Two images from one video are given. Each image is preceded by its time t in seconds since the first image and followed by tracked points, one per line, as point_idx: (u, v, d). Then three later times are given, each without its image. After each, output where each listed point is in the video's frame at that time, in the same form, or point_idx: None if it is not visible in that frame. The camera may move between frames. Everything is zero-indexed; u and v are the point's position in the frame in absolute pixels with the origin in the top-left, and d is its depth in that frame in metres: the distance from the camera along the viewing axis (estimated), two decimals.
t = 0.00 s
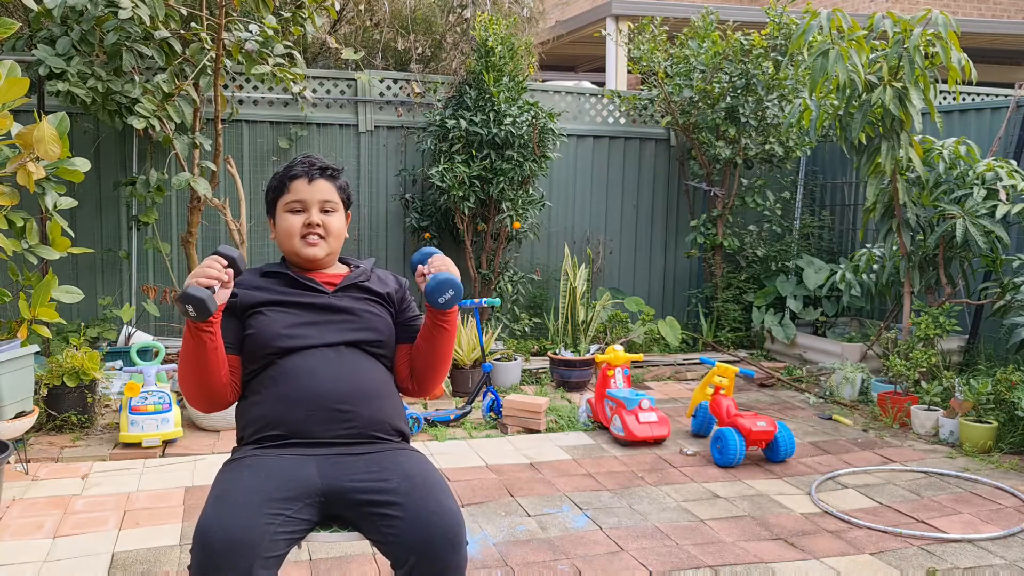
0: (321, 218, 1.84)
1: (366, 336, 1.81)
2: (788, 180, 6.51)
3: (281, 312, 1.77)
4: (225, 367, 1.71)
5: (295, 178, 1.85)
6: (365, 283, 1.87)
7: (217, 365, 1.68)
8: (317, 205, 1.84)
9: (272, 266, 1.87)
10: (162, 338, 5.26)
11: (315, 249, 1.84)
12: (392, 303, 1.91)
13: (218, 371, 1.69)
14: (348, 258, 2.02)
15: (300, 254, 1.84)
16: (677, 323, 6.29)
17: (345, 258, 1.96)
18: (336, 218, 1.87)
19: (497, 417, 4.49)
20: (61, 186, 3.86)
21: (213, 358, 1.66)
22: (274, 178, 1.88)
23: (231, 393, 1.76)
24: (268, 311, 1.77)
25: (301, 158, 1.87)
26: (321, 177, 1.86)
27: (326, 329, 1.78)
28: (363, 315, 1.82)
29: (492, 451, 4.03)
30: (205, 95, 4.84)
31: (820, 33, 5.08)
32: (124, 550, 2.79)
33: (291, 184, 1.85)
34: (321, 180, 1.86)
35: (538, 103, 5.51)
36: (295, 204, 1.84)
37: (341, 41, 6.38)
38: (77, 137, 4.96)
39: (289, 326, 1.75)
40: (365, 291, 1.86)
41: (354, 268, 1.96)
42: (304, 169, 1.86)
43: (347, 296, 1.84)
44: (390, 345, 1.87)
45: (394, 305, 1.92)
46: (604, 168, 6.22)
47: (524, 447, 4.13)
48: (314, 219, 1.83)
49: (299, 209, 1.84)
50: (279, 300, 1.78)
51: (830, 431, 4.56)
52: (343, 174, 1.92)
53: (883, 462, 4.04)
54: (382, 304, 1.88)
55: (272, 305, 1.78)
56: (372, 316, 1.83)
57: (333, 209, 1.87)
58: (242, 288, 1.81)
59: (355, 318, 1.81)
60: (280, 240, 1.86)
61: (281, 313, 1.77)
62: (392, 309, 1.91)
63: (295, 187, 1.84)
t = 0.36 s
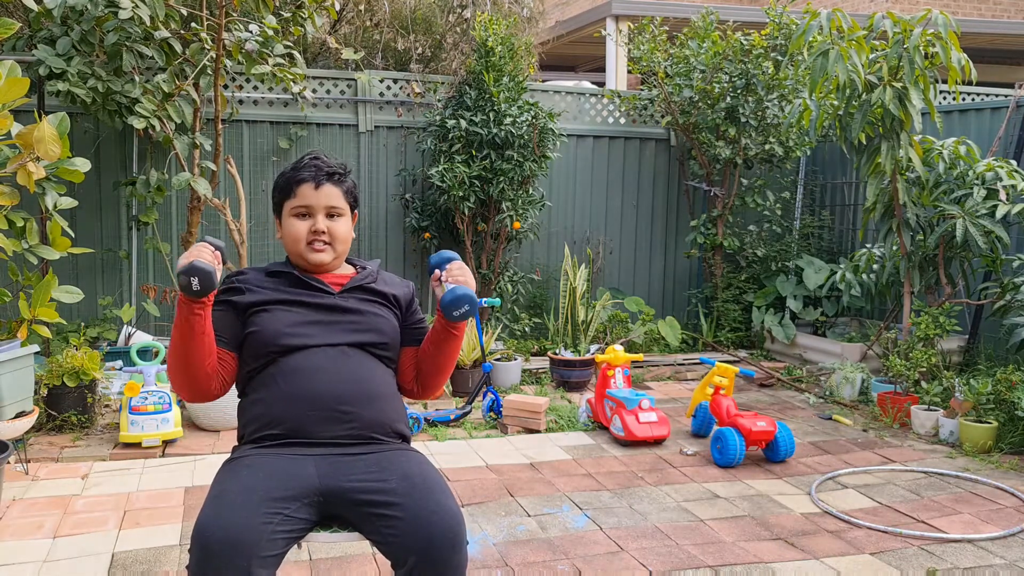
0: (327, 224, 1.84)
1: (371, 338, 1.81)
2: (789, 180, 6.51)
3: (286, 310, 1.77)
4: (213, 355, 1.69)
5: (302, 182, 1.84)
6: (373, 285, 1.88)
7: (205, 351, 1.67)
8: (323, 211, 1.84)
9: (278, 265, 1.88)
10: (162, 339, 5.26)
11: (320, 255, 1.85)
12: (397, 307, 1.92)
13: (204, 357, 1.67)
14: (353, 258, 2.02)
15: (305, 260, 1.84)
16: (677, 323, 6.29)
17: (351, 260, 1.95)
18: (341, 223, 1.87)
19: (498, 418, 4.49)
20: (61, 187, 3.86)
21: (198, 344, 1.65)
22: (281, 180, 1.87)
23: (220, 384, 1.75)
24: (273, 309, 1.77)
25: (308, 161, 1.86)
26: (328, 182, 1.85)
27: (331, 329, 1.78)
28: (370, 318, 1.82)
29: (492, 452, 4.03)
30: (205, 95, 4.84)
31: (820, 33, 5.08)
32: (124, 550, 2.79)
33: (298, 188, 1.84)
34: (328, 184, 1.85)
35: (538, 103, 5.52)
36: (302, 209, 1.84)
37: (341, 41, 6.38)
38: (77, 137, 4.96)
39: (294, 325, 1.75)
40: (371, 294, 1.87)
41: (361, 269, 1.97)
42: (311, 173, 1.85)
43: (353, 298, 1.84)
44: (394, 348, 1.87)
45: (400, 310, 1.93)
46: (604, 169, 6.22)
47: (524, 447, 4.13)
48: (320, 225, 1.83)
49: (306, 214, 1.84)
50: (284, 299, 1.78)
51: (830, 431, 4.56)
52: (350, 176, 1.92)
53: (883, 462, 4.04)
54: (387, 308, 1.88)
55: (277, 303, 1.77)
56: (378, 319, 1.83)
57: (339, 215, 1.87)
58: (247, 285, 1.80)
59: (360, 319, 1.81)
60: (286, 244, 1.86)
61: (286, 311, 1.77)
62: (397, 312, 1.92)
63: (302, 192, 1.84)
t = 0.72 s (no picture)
0: (318, 220, 1.85)
1: (365, 322, 1.80)
2: (788, 180, 6.51)
3: (278, 299, 1.77)
4: (173, 288, 1.65)
5: (291, 178, 1.85)
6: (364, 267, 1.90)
7: (167, 278, 1.63)
8: (314, 206, 1.84)
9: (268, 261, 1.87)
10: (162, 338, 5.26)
11: (312, 251, 1.84)
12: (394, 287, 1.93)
13: (162, 283, 1.63)
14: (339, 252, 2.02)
15: (295, 257, 1.83)
16: (677, 323, 6.29)
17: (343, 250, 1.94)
18: (331, 220, 1.87)
19: (498, 418, 4.49)
20: (61, 187, 3.86)
21: (162, 263, 1.62)
22: (270, 178, 1.87)
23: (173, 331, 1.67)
24: (265, 296, 1.77)
25: (298, 159, 1.87)
26: (318, 178, 1.86)
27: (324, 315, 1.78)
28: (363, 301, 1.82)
29: (492, 452, 4.03)
30: (205, 95, 4.84)
31: (820, 33, 5.08)
32: (124, 550, 2.79)
33: (288, 184, 1.84)
34: (318, 180, 1.86)
35: (538, 103, 5.52)
36: (292, 205, 1.84)
37: (341, 41, 6.37)
38: (77, 138, 4.96)
39: (286, 312, 1.75)
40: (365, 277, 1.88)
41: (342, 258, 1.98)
42: (300, 170, 1.86)
43: (346, 280, 1.85)
44: (393, 335, 1.86)
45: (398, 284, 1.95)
46: (604, 169, 6.22)
47: (524, 447, 4.13)
48: (311, 221, 1.83)
49: (296, 210, 1.84)
50: (277, 286, 1.78)
51: (830, 431, 4.56)
52: (338, 174, 1.93)
53: (883, 462, 4.04)
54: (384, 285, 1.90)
55: (269, 290, 1.78)
56: (372, 300, 1.84)
57: (328, 211, 1.87)
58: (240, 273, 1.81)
59: (354, 305, 1.81)
60: (276, 241, 1.85)
61: (278, 298, 1.77)
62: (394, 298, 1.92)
63: (292, 188, 1.84)
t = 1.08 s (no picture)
0: (330, 228, 1.83)
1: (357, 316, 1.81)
2: (788, 180, 6.51)
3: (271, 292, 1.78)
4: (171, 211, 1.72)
5: (303, 185, 1.83)
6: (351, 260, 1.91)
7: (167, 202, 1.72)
8: (326, 214, 1.83)
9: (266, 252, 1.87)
10: (162, 338, 5.26)
11: (324, 259, 1.82)
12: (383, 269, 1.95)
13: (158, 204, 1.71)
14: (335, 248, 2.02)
15: (307, 265, 1.81)
16: (677, 323, 6.29)
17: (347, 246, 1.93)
18: (344, 228, 1.86)
19: (498, 417, 4.49)
20: (61, 187, 3.86)
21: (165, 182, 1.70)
22: (280, 184, 1.85)
23: (164, 258, 1.72)
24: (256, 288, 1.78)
25: (309, 165, 1.86)
26: (329, 185, 1.85)
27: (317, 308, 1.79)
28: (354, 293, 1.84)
29: (492, 452, 4.03)
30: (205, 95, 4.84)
31: (820, 33, 5.08)
32: (124, 550, 2.79)
33: (299, 191, 1.83)
34: (329, 188, 1.85)
35: (538, 103, 5.52)
36: (304, 213, 1.82)
37: (341, 41, 6.37)
38: (77, 137, 4.96)
39: (278, 305, 1.76)
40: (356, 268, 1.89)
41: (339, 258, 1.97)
42: (312, 176, 1.84)
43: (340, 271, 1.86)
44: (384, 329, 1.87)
45: (382, 263, 1.97)
46: (604, 169, 6.22)
47: (524, 447, 4.13)
48: (323, 228, 1.81)
49: (308, 217, 1.82)
50: (271, 282, 1.79)
51: (830, 431, 4.56)
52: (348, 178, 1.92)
53: (883, 462, 4.04)
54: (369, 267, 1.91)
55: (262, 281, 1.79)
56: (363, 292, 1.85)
57: (341, 219, 1.86)
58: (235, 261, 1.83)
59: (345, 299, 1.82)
60: (286, 248, 1.83)
61: (270, 293, 1.77)
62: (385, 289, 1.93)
63: (304, 195, 1.82)
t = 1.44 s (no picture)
0: (313, 234, 1.80)
1: (355, 313, 1.80)
2: (788, 180, 6.51)
3: (269, 292, 1.78)
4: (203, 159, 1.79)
5: (288, 191, 1.80)
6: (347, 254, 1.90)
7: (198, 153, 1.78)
8: (309, 220, 1.80)
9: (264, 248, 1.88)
10: (161, 338, 5.26)
11: (308, 265, 1.80)
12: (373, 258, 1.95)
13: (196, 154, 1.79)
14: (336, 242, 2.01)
15: (291, 272, 1.80)
16: (677, 323, 6.29)
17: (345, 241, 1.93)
18: (330, 231, 1.82)
19: (498, 418, 4.49)
20: (61, 187, 3.86)
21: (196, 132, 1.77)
22: (270, 188, 1.84)
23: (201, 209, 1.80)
24: (255, 288, 1.79)
25: (296, 167, 1.82)
26: (314, 189, 1.80)
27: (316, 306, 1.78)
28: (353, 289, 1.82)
29: (492, 452, 4.03)
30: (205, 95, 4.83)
31: (820, 33, 5.08)
32: (124, 550, 2.79)
33: (284, 197, 1.80)
34: (314, 193, 1.80)
35: (538, 103, 5.52)
36: (288, 219, 1.80)
37: (341, 41, 6.37)
38: (77, 137, 4.96)
39: (277, 304, 1.76)
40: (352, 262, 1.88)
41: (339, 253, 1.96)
42: (298, 180, 1.81)
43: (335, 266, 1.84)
44: (383, 326, 1.87)
45: (366, 250, 1.96)
46: (604, 169, 6.22)
47: (524, 447, 4.13)
48: (305, 235, 1.79)
49: (292, 223, 1.80)
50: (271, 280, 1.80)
51: (830, 431, 4.56)
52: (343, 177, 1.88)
53: (883, 462, 4.04)
54: (356, 260, 1.90)
55: (261, 281, 1.80)
56: (358, 286, 1.84)
57: (327, 223, 1.82)
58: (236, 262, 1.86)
59: (344, 297, 1.81)
60: (274, 255, 1.82)
61: (268, 291, 1.78)
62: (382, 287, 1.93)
63: (288, 202, 1.80)
